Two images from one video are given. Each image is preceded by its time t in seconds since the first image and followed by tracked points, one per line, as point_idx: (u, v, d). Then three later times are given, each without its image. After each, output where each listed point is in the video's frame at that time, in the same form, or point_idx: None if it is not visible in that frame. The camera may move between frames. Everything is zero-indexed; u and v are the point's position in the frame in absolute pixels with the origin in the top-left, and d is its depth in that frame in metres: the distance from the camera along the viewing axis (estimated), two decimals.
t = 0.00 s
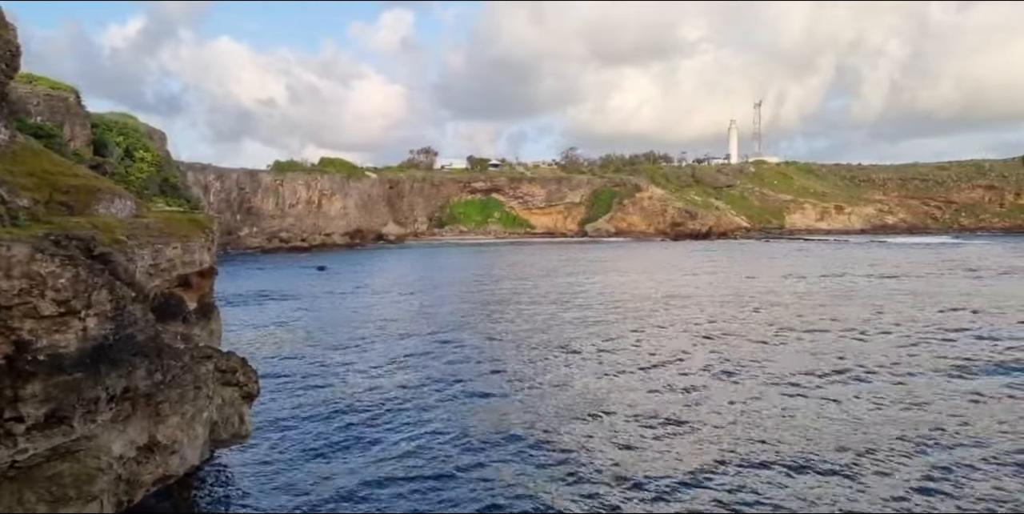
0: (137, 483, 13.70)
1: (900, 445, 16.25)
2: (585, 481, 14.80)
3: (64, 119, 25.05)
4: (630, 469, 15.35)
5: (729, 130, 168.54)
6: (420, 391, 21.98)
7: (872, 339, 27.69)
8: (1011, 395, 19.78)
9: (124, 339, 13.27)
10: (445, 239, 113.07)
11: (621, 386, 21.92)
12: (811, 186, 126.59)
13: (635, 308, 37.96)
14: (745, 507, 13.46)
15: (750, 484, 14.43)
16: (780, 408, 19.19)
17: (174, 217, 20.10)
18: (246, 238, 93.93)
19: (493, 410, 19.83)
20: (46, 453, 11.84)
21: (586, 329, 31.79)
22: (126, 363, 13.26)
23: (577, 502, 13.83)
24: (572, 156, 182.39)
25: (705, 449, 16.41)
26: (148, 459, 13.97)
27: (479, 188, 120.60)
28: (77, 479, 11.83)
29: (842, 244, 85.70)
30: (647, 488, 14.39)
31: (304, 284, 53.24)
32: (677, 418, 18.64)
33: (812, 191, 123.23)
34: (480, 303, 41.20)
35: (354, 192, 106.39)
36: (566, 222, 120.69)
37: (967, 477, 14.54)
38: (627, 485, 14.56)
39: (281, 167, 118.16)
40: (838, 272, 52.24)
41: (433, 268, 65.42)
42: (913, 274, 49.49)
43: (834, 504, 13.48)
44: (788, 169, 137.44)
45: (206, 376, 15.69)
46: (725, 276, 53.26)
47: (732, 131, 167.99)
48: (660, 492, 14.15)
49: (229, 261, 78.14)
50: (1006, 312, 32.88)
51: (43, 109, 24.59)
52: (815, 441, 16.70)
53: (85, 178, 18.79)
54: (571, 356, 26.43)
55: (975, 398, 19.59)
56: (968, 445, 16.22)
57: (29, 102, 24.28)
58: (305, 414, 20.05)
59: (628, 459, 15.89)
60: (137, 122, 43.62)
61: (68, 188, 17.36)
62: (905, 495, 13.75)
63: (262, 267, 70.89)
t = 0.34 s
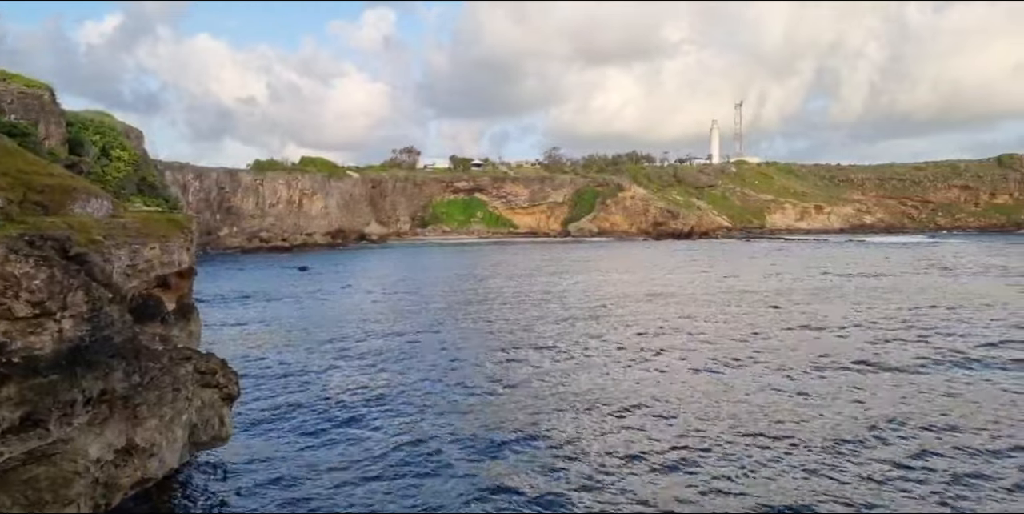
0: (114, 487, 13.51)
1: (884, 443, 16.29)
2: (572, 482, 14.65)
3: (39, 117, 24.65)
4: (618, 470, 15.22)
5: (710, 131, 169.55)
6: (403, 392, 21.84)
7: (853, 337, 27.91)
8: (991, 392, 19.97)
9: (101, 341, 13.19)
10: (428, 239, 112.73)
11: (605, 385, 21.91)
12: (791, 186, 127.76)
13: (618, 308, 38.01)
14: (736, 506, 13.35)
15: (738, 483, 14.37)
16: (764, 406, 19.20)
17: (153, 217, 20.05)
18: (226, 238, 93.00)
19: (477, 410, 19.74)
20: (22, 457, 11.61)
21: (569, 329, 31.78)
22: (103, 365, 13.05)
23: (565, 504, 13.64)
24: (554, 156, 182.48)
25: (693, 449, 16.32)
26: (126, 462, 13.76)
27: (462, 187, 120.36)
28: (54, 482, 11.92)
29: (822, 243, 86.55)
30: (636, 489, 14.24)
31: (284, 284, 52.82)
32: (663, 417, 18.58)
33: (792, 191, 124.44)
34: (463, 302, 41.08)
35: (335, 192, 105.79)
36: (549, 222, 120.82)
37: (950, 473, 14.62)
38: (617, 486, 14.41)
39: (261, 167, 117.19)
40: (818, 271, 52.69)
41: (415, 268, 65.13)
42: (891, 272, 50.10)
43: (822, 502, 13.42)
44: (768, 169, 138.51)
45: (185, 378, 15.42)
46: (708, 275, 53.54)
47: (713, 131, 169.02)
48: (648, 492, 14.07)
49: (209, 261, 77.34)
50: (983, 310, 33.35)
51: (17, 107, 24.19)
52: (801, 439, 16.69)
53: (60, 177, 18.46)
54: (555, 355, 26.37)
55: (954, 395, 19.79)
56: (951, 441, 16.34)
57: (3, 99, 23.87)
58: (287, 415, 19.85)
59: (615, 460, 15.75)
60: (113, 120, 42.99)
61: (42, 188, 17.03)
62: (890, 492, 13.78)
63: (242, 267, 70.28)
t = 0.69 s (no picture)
0: (92, 490, 13.24)
1: (869, 441, 16.34)
2: (559, 482, 14.54)
3: (14, 114, 24.23)
4: (604, 469, 15.14)
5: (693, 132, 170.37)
6: (386, 392, 21.69)
7: (835, 335, 28.09)
8: (973, 389, 20.12)
9: (79, 341, 13.17)
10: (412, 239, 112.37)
11: (589, 384, 21.86)
12: (773, 186, 129.06)
13: (602, 306, 38.04)
14: (725, 505, 13.30)
15: (726, 481, 14.33)
16: (749, 405, 19.21)
17: (132, 216, 19.94)
18: (207, 237, 92.07)
19: (462, 410, 19.63)
20: None
21: (553, 328, 31.73)
22: (81, 367, 12.85)
23: (552, 504, 13.53)
24: (539, 156, 182.46)
25: (678, 447, 16.27)
26: (104, 465, 13.48)
27: (446, 186, 120.09)
28: (30, 486, 11.64)
29: (803, 242, 87.39)
30: (624, 488, 14.15)
31: (266, 284, 52.32)
32: (648, 416, 18.52)
33: (774, 191, 125.76)
34: (446, 302, 40.95)
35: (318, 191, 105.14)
36: (534, 221, 120.94)
37: (935, 469, 14.68)
38: (604, 485, 14.32)
39: (243, 166, 116.18)
40: (800, 269, 53.12)
41: (399, 267, 64.84)
42: (871, 271, 50.64)
43: (810, 499, 13.41)
44: (751, 169, 139.43)
45: (164, 379, 15.23)
46: (692, 273, 53.77)
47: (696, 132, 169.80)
48: (636, 491, 13.99)
49: (190, 260, 76.59)
50: (963, 308, 33.75)
51: None
52: (787, 437, 16.67)
53: (36, 176, 18.15)
54: (540, 354, 26.28)
55: (937, 392, 19.93)
56: (934, 438, 16.43)
57: None
58: (270, 416, 19.64)
59: (602, 459, 15.66)
60: (91, 117, 42.36)
61: (17, 187, 16.73)
62: (877, 489, 13.80)
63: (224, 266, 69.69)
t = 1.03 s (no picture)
0: (69, 493, 12.99)
1: (854, 437, 16.40)
2: (546, 481, 14.45)
3: None
4: (590, 468, 15.06)
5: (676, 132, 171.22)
6: (369, 391, 21.61)
7: (817, 332, 28.33)
8: (952, 384, 20.41)
9: (55, 342, 13.20)
10: (395, 238, 111.97)
11: (574, 382, 21.92)
12: (755, 186, 129.87)
13: (587, 305, 38.09)
14: (711, 502, 13.28)
15: (712, 478, 14.36)
16: (732, 401, 19.35)
17: (110, 216, 19.69)
18: (187, 238, 91.13)
19: (445, 409, 19.58)
20: None
21: (537, 327, 31.74)
22: (57, 368, 12.77)
23: (539, 504, 13.45)
24: (522, 155, 182.41)
25: (663, 445, 16.25)
26: (81, 468, 13.20)
27: (429, 186, 119.75)
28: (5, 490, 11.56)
29: (784, 242, 88.09)
30: (610, 487, 14.08)
31: (247, 284, 51.87)
32: (632, 413, 18.58)
33: (756, 191, 126.51)
34: (430, 302, 40.75)
35: (299, 190, 104.59)
36: (517, 221, 120.96)
37: (919, 465, 14.76)
38: (591, 484, 14.25)
39: (223, 165, 115.16)
40: (782, 268, 53.52)
41: (382, 267, 64.56)
42: (851, 270, 51.08)
43: (798, 496, 13.42)
44: (733, 170, 140.33)
45: (143, 380, 14.92)
46: (676, 272, 54.01)
47: (679, 132, 170.67)
48: (623, 490, 13.93)
49: (170, 260, 75.74)
50: (942, 305, 34.11)
51: None
52: (772, 434, 16.69)
53: (11, 175, 17.84)
54: (523, 354, 26.18)
55: (919, 389, 20.06)
56: (918, 434, 16.53)
57: None
58: (252, 416, 19.49)
59: (588, 459, 15.58)
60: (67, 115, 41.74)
61: None
62: (862, 484, 13.85)
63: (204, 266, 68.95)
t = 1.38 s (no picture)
0: (49, 496, 12.73)
1: (841, 435, 16.43)
2: (538, 481, 14.34)
3: None
4: (578, 466, 15.03)
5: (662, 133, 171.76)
6: (355, 391, 21.51)
7: (801, 331, 28.50)
8: (934, 382, 20.60)
9: (35, 343, 13.02)
10: (381, 238, 111.59)
11: (559, 380, 21.92)
12: (740, 186, 130.53)
13: (573, 304, 38.10)
14: (702, 501, 13.22)
15: (698, 474, 14.41)
16: (717, 399, 19.43)
17: (91, 215, 19.48)
18: (170, 237, 90.28)
19: (431, 408, 19.53)
20: None
21: (524, 326, 31.71)
22: (36, 369, 12.67)
23: (529, 504, 13.34)
24: (508, 154, 182.32)
25: (653, 444, 16.21)
26: (62, 470, 12.92)
27: (416, 185, 119.40)
28: None
29: (769, 241, 88.67)
30: (601, 486, 14.00)
31: (231, 283, 51.44)
32: (618, 411, 18.62)
33: (741, 191, 127.15)
34: (416, 301, 40.58)
35: (284, 189, 104.00)
36: (504, 221, 120.91)
37: (908, 461, 14.79)
38: (582, 483, 14.15)
39: (207, 164, 114.18)
40: (767, 268, 53.79)
41: (367, 266, 64.25)
42: (835, 269, 51.44)
43: (789, 495, 13.39)
44: (718, 170, 140.99)
45: (124, 381, 14.79)
46: (662, 271, 54.12)
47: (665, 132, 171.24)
48: (614, 489, 13.84)
49: (153, 260, 74.95)
50: (925, 305, 34.40)
51: None
52: (761, 432, 16.66)
53: None
54: (510, 353, 26.07)
55: (906, 386, 20.14)
56: (905, 431, 16.59)
57: None
58: (236, 416, 19.34)
59: (579, 458, 15.49)
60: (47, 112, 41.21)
61: None
62: (852, 482, 13.86)
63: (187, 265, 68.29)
